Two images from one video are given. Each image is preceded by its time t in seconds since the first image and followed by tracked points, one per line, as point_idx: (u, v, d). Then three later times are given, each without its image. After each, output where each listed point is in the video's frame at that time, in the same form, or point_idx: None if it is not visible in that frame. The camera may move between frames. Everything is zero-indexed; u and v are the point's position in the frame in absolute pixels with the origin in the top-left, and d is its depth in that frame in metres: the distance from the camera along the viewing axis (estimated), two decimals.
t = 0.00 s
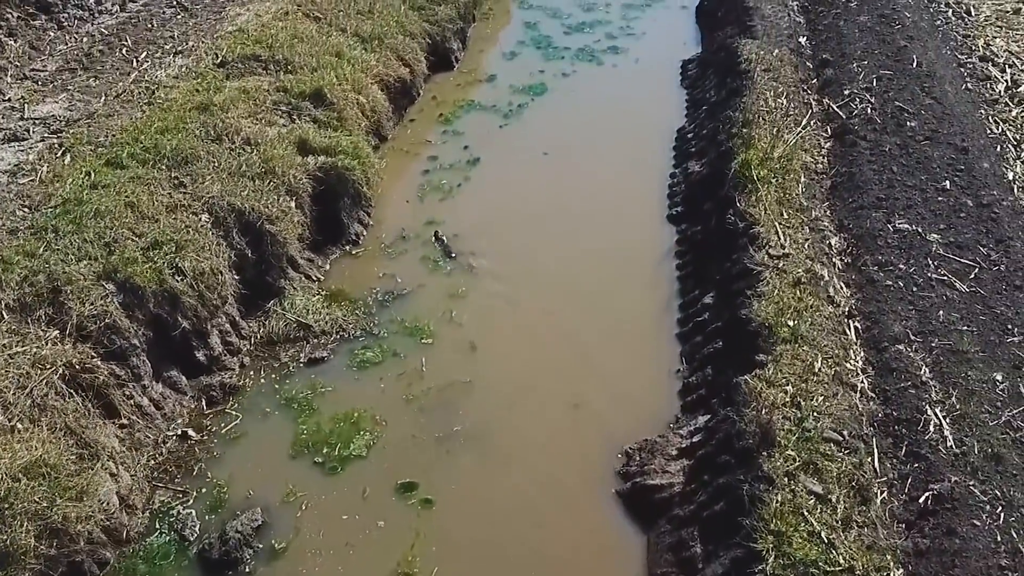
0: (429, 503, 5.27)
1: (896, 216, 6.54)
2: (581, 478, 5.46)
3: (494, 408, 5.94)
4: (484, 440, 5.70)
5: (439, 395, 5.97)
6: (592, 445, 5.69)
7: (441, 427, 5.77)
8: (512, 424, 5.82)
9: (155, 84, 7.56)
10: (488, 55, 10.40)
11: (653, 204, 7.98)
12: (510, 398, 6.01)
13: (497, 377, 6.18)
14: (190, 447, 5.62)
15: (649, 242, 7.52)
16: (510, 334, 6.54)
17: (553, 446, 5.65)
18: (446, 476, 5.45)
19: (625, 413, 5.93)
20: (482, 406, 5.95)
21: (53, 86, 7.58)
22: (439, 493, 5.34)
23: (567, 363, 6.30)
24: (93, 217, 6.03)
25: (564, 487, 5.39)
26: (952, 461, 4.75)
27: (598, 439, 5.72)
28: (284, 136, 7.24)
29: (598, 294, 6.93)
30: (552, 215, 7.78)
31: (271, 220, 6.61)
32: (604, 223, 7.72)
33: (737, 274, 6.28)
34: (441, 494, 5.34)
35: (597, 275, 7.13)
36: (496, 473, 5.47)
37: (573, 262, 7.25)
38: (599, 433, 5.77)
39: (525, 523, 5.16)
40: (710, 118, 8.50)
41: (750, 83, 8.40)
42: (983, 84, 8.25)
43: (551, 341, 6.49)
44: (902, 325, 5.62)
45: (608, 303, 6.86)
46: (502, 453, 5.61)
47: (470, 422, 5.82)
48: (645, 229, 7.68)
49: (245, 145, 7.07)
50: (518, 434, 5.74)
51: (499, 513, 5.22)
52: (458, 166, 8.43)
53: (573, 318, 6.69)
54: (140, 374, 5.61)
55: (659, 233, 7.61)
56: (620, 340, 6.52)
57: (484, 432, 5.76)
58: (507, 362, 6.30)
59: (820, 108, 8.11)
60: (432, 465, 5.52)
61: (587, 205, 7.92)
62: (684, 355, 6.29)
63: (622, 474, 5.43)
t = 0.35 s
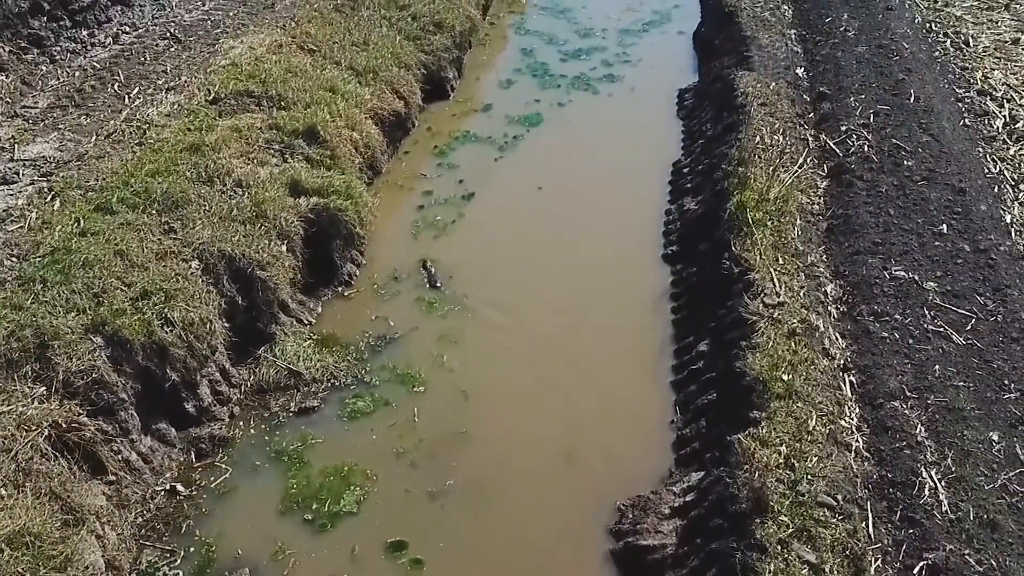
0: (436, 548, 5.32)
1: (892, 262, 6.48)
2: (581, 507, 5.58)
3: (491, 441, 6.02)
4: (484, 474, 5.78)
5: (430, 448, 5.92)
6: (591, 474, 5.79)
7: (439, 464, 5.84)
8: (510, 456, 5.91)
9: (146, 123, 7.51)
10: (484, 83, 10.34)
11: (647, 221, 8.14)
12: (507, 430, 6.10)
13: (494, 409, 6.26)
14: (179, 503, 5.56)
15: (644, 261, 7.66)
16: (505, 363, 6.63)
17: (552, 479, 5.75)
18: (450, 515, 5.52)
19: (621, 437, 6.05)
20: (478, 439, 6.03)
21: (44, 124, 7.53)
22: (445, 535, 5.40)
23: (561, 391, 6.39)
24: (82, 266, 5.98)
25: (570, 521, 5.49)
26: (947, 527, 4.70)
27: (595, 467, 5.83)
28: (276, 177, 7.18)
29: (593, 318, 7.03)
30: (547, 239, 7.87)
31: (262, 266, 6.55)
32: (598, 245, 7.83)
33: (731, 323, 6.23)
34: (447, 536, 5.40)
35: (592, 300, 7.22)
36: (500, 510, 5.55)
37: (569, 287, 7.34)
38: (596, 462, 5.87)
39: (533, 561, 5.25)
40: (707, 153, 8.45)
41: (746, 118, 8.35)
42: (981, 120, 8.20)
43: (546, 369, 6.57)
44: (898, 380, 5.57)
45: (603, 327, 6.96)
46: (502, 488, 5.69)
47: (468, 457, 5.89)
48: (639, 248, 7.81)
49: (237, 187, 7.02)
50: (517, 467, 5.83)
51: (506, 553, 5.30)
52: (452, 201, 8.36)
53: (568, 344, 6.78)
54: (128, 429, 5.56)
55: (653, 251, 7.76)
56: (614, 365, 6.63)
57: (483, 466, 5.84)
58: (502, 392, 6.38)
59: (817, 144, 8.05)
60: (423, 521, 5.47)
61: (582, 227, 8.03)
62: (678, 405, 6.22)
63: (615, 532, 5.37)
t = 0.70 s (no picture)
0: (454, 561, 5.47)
1: (890, 305, 6.41)
2: (586, 513, 5.77)
3: (497, 453, 6.18)
4: (492, 487, 5.94)
5: (423, 496, 5.86)
6: (597, 481, 5.98)
7: (447, 479, 5.99)
8: (517, 467, 6.07)
9: (138, 158, 7.44)
10: (480, 108, 10.28)
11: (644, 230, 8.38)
12: (512, 442, 6.26)
13: (498, 423, 6.41)
14: (167, 555, 5.50)
15: (642, 272, 7.87)
16: (508, 375, 6.79)
17: (560, 487, 5.94)
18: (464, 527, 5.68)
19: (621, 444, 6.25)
20: (484, 453, 6.18)
21: (35, 158, 7.45)
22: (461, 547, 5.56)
23: (564, 401, 6.56)
24: (70, 311, 5.91)
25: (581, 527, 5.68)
26: None
27: (600, 475, 6.02)
28: (268, 214, 7.11)
29: (593, 329, 7.21)
30: (549, 251, 8.05)
31: (253, 308, 6.49)
32: (597, 256, 8.02)
33: (727, 368, 6.17)
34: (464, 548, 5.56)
35: (593, 311, 7.40)
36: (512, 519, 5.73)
37: (570, 299, 7.52)
38: (600, 469, 6.06)
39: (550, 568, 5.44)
40: (704, 184, 8.39)
41: (743, 150, 8.28)
42: (980, 152, 8.12)
43: (548, 380, 6.74)
44: (895, 431, 5.49)
45: (602, 339, 7.13)
46: (511, 499, 5.86)
47: (475, 471, 6.05)
48: (637, 261, 8.01)
49: (229, 225, 6.95)
50: (524, 478, 6.00)
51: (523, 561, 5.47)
52: (447, 233, 8.27)
53: (569, 355, 6.96)
54: (115, 480, 5.49)
55: (650, 261, 7.99)
56: (613, 374, 6.82)
57: (491, 478, 6.00)
58: (505, 405, 6.54)
59: (814, 177, 7.98)
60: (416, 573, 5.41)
61: (581, 238, 8.22)
62: (673, 451, 6.13)
63: None
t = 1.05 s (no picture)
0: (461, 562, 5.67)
1: (889, 346, 6.32)
2: (587, 516, 5.94)
3: (501, 456, 6.36)
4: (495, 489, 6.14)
5: (415, 543, 5.77)
6: (597, 482, 6.17)
7: (453, 484, 6.17)
8: (520, 470, 6.26)
9: (128, 191, 7.35)
10: (476, 132, 10.18)
11: (642, 236, 8.58)
12: (515, 445, 6.44)
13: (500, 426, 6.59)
14: None
15: (640, 278, 8.05)
16: (510, 380, 6.96)
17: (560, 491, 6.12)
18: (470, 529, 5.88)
19: (621, 446, 6.44)
20: (488, 456, 6.36)
21: (24, 191, 7.35)
22: (468, 549, 5.75)
23: (565, 404, 6.75)
24: (56, 355, 5.82)
25: (584, 526, 5.88)
26: None
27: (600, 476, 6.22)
28: (259, 249, 7.02)
29: (592, 335, 7.40)
30: (548, 260, 8.22)
31: (242, 349, 6.40)
32: (595, 261, 8.23)
33: (723, 412, 6.09)
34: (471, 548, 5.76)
35: (591, 318, 7.57)
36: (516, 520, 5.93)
37: (569, 306, 7.69)
38: (599, 470, 6.26)
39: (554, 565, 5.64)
40: (701, 214, 8.29)
41: (741, 179, 8.19)
42: (981, 182, 8.03)
43: (548, 384, 6.93)
44: (894, 481, 5.40)
45: (601, 345, 7.32)
46: (513, 500, 6.06)
47: (480, 474, 6.24)
48: (635, 267, 8.19)
49: (219, 262, 6.86)
50: (527, 480, 6.19)
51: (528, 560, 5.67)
52: (441, 263, 8.16)
53: (568, 361, 7.14)
54: (101, 529, 5.39)
55: (648, 265, 8.20)
56: (611, 378, 7.00)
57: (495, 480, 6.19)
58: (507, 409, 6.71)
59: (813, 208, 7.89)
60: None
61: (581, 245, 8.42)
62: (668, 495, 6.02)
63: None
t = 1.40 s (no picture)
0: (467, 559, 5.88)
1: (888, 389, 6.22)
2: (592, 516, 6.15)
3: (502, 458, 6.57)
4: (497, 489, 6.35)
5: None
6: (596, 482, 6.38)
7: (455, 485, 6.38)
8: (521, 471, 6.47)
9: (117, 226, 7.26)
10: (471, 156, 10.07)
11: (639, 243, 8.79)
12: (516, 446, 6.65)
13: (501, 428, 6.80)
14: None
15: (639, 281, 8.29)
16: (510, 384, 7.18)
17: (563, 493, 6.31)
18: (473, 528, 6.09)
19: (618, 449, 6.64)
20: (490, 458, 6.57)
21: (11, 226, 7.25)
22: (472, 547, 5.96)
23: (564, 407, 6.95)
24: (41, 402, 5.73)
25: (583, 524, 6.10)
26: None
27: (599, 477, 6.43)
28: (248, 287, 6.92)
29: (590, 340, 7.61)
30: (547, 267, 8.42)
31: (231, 392, 6.31)
32: (595, 266, 8.45)
33: (719, 458, 5.99)
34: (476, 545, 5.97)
35: (591, 323, 7.79)
36: (518, 518, 6.15)
37: (569, 310, 7.90)
38: (597, 470, 6.47)
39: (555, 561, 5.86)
40: (698, 244, 8.19)
41: (739, 210, 8.09)
42: (981, 214, 7.94)
43: (547, 387, 7.14)
44: (892, 534, 5.31)
45: (599, 349, 7.53)
46: (515, 500, 6.27)
47: (482, 475, 6.45)
48: (634, 270, 8.42)
49: (208, 300, 6.76)
50: (527, 480, 6.41)
51: (530, 557, 5.89)
52: (435, 295, 8.05)
53: (567, 365, 7.34)
54: None
55: (646, 268, 8.45)
56: (609, 382, 7.21)
57: (497, 481, 6.40)
58: (508, 412, 6.92)
59: (811, 241, 7.79)
60: None
61: (580, 250, 8.64)
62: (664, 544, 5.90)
63: None
